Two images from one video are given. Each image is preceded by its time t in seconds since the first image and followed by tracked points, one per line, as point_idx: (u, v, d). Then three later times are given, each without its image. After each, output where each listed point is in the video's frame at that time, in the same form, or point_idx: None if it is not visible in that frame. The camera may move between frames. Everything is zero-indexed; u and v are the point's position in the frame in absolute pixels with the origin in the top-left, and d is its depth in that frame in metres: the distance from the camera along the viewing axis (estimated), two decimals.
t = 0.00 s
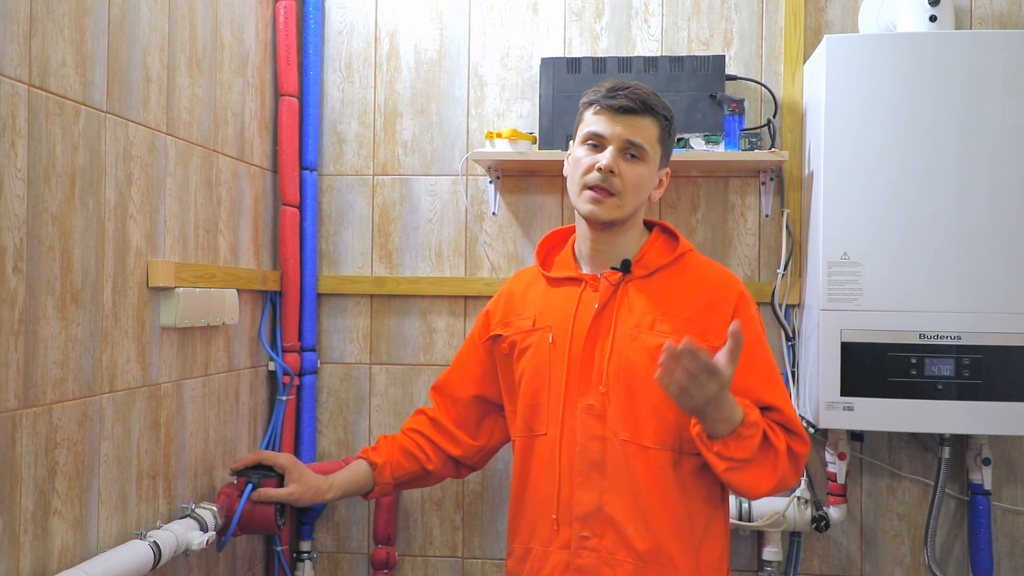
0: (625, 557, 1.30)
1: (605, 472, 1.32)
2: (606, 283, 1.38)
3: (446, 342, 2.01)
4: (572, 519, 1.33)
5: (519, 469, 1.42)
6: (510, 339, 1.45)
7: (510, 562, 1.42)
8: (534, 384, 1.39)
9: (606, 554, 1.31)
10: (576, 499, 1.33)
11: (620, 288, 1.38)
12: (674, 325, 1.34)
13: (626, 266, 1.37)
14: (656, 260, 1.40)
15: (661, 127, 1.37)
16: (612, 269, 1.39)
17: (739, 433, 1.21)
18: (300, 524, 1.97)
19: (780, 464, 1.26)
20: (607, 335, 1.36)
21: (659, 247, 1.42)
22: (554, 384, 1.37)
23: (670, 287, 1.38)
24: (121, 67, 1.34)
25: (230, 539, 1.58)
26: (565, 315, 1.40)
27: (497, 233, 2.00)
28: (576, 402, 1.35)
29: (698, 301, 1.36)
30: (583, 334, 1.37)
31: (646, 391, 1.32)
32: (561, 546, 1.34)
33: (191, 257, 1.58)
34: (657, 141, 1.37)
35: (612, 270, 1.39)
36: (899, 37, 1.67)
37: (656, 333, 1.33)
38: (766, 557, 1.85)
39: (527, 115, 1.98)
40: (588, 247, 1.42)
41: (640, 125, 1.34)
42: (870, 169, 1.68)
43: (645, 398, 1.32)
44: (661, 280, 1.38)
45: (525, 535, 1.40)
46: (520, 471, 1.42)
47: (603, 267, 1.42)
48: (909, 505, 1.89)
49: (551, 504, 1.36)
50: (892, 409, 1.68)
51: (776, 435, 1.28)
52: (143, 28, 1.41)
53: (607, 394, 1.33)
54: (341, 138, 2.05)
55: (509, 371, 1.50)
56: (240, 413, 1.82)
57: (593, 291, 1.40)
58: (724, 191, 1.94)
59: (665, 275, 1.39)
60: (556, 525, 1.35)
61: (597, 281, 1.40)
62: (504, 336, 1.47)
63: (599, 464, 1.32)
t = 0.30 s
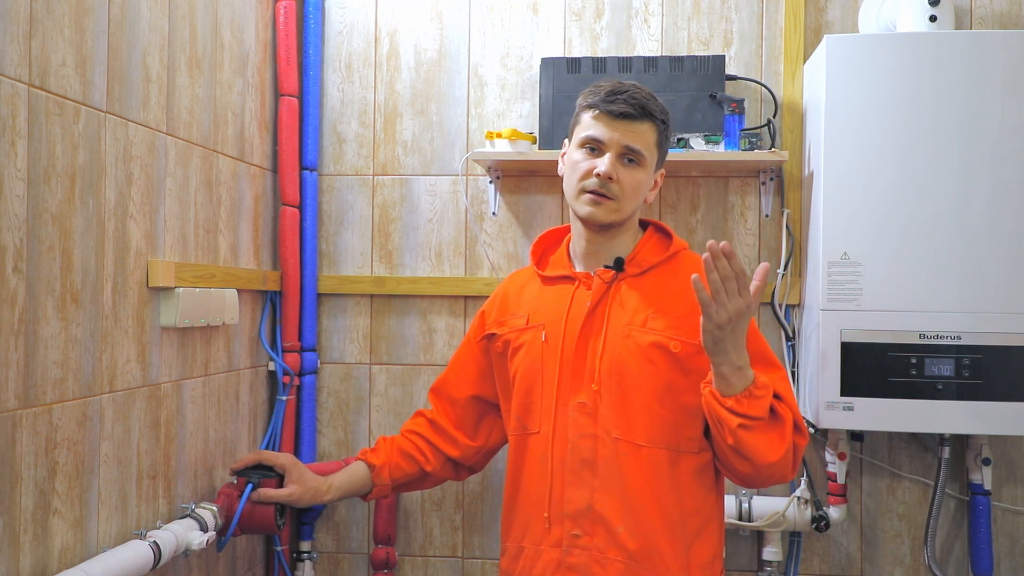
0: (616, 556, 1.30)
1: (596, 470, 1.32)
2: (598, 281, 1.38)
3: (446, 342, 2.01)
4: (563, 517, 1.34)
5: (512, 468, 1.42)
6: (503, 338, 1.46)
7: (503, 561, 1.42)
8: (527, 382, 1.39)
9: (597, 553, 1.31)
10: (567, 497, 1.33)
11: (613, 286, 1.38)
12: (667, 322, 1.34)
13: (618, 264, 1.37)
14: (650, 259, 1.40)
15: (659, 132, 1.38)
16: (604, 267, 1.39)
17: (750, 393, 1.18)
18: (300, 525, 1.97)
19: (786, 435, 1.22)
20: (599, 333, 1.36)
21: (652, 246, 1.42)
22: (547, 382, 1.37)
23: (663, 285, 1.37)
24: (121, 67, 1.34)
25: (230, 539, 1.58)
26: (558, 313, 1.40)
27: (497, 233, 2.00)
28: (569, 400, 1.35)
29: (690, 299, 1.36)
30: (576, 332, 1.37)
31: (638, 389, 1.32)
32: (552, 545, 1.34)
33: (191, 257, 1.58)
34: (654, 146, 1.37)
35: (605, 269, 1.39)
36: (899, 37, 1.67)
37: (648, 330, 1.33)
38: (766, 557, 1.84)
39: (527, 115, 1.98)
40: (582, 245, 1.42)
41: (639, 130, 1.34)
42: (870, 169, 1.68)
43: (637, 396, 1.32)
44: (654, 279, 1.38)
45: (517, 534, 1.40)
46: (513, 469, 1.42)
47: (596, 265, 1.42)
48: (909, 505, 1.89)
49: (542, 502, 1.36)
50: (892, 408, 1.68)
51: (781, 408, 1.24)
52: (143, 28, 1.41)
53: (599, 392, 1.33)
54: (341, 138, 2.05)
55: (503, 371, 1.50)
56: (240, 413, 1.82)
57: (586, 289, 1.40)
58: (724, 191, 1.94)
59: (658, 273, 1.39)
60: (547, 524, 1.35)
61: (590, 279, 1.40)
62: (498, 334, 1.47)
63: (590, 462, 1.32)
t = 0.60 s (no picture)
0: (614, 557, 1.30)
1: (595, 471, 1.32)
2: (596, 282, 1.38)
3: (446, 342, 2.01)
4: (562, 518, 1.33)
5: (511, 468, 1.42)
6: (502, 339, 1.46)
7: (502, 561, 1.42)
8: (524, 383, 1.39)
9: (595, 554, 1.31)
10: (565, 498, 1.33)
11: (611, 286, 1.38)
12: (665, 322, 1.33)
13: (617, 265, 1.37)
14: (648, 259, 1.40)
15: (656, 132, 1.37)
16: (602, 267, 1.39)
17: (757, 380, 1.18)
18: (300, 525, 1.97)
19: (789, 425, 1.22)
20: (597, 334, 1.36)
21: (651, 246, 1.43)
22: (545, 383, 1.37)
23: (661, 285, 1.37)
24: (121, 67, 1.34)
25: (230, 539, 1.58)
26: (556, 313, 1.40)
27: (497, 233, 2.00)
28: (567, 401, 1.35)
29: (688, 298, 1.36)
30: (574, 332, 1.37)
31: (636, 390, 1.32)
32: (551, 546, 1.34)
33: (191, 257, 1.58)
34: (652, 146, 1.37)
35: (603, 269, 1.39)
36: (899, 37, 1.67)
37: (646, 330, 1.33)
38: (766, 557, 1.84)
39: (527, 115, 1.98)
40: (580, 245, 1.42)
41: (636, 131, 1.34)
42: (871, 169, 1.68)
43: (635, 396, 1.32)
44: (652, 279, 1.38)
45: (516, 534, 1.40)
46: (512, 470, 1.42)
47: (594, 266, 1.43)
48: (909, 505, 1.89)
49: (541, 503, 1.36)
50: (892, 408, 1.68)
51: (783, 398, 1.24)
52: (143, 28, 1.41)
53: (597, 393, 1.33)
54: (341, 138, 2.05)
55: (502, 371, 1.50)
56: (240, 413, 1.82)
57: (584, 290, 1.40)
58: (724, 191, 1.94)
59: (657, 273, 1.39)
60: (546, 524, 1.35)
61: (588, 280, 1.40)
62: (497, 335, 1.47)
63: (588, 463, 1.32)
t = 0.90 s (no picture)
0: (615, 556, 1.30)
1: (595, 471, 1.32)
2: (595, 282, 1.38)
3: (446, 342, 2.01)
4: (562, 518, 1.33)
5: (511, 469, 1.42)
6: (500, 340, 1.45)
7: (502, 562, 1.42)
8: (524, 383, 1.39)
9: (596, 554, 1.31)
10: (565, 498, 1.33)
11: (609, 287, 1.38)
12: (664, 320, 1.34)
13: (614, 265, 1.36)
14: (647, 258, 1.39)
15: (653, 137, 1.36)
16: (601, 268, 1.39)
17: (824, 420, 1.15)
18: (300, 525, 1.97)
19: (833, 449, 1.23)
20: (596, 334, 1.36)
21: (649, 247, 1.42)
22: (544, 384, 1.37)
23: (660, 285, 1.37)
24: (121, 67, 1.34)
25: (230, 539, 1.58)
26: (555, 314, 1.40)
27: (497, 233, 2.00)
28: (566, 402, 1.35)
29: (686, 297, 1.36)
30: (573, 332, 1.37)
31: (635, 389, 1.32)
32: (552, 546, 1.34)
33: (191, 257, 1.58)
34: (649, 151, 1.35)
35: (601, 269, 1.38)
36: (899, 37, 1.67)
37: (646, 330, 1.33)
38: (766, 557, 1.84)
39: (527, 115, 1.98)
40: (578, 248, 1.42)
41: (633, 140, 1.32)
42: (871, 170, 1.68)
43: (635, 394, 1.32)
44: (651, 279, 1.38)
45: (517, 534, 1.40)
46: (512, 471, 1.42)
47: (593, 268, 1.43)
48: (909, 505, 1.89)
49: (541, 503, 1.36)
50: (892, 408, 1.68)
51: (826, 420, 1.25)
52: (143, 28, 1.41)
53: (597, 393, 1.33)
54: (341, 138, 2.05)
55: (501, 372, 1.50)
56: (240, 413, 1.82)
57: (583, 291, 1.40)
58: (723, 191, 1.94)
59: (656, 272, 1.39)
60: (546, 524, 1.35)
61: (587, 281, 1.40)
62: (495, 337, 1.47)
63: (589, 462, 1.32)
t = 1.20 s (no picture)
0: (614, 558, 1.30)
1: (595, 472, 1.32)
2: (597, 283, 1.38)
3: (446, 342, 2.01)
4: (562, 519, 1.33)
5: (511, 470, 1.42)
6: (503, 338, 1.46)
7: (503, 561, 1.42)
8: (525, 383, 1.39)
9: (596, 555, 1.31)
10: (565, 499, 1.33)
11: (611, 289, 1.38)
12: (665, 323, 1.33)
13: (618, 266, 1.36)
14: (650, 260, 1.39)
15: (637, 127, 1.34)
16: (603, 268, 1.39)
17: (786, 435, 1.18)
18: (300, 525, 1.97)
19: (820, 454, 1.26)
20: (597, 335, 1.36)
21: (653, 248, 1.42)
22: (545, 383, 1.37)
23: (662, 287, 1.37)
24: (121, 66, 1.34)
25: (230, 539, 1.58)
26: (557, 314, 1.40)
27: (497, 233, 2.00)
28: (567, 402, 1.35)
29: (687, 301, 1.35)
30: (574, 333, 1.37)
31: (635, 392, 1.32)
32: (551, 546, 1.34)
33: (191, 257, 1.58)
34: (633, 140, 1.34)
35: (604, 270, 1.38)
36: (899, 37, 1.67)
37: (646, 333, 1.33)
38: (766, 557, 1.84)
39: (527, 115, 1.98)
40: (580, 248, 1.42)
41: (612, 131, 1.32)
42: (871, 170, 1.68)
43: (635, 397, 1.31)
44: (654, 281, 1.38)
45: (516, 534, 1.40)
46: (512, 471, 1.42)
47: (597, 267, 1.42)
48: (910, 505, 1.89)
49: (540, 504, 1.36)
50: (892, 408, 1.68)
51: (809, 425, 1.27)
52: (143, 28, 1.41)
53: (596, 394, 1.33)
54: (341, 138, 2.05)
55: (504, 371, 1.50)
56: (240, 413, 1.82)
57: (586, 290, 1.39)
58: (724, 191, 1.94)
59: (657, 275, 1.38)
60: (545, 525, 1.35)
61: (590, 280, 1.39)
62: (499, 334, 1.47)
63: (588, 464, 1.32)
